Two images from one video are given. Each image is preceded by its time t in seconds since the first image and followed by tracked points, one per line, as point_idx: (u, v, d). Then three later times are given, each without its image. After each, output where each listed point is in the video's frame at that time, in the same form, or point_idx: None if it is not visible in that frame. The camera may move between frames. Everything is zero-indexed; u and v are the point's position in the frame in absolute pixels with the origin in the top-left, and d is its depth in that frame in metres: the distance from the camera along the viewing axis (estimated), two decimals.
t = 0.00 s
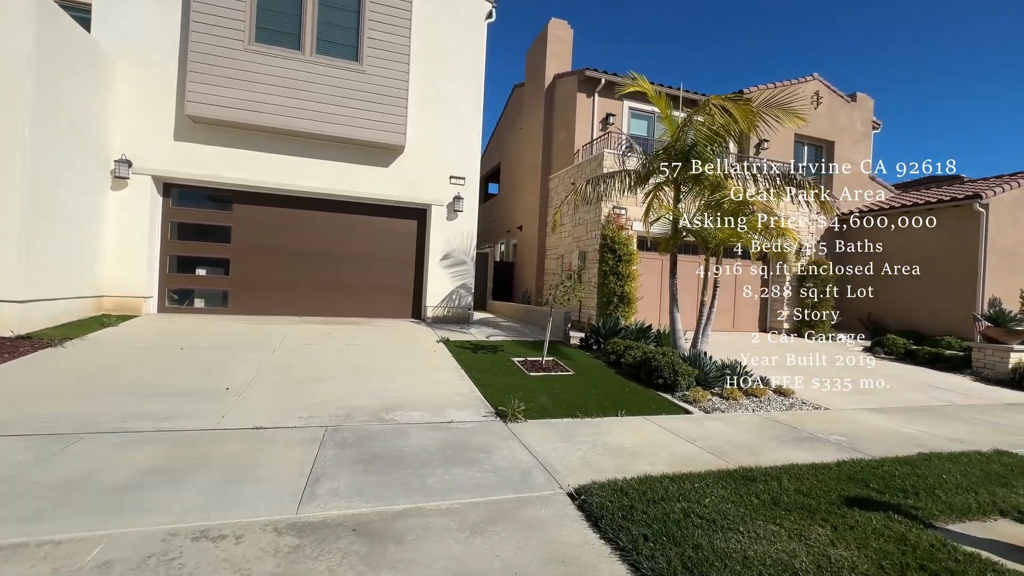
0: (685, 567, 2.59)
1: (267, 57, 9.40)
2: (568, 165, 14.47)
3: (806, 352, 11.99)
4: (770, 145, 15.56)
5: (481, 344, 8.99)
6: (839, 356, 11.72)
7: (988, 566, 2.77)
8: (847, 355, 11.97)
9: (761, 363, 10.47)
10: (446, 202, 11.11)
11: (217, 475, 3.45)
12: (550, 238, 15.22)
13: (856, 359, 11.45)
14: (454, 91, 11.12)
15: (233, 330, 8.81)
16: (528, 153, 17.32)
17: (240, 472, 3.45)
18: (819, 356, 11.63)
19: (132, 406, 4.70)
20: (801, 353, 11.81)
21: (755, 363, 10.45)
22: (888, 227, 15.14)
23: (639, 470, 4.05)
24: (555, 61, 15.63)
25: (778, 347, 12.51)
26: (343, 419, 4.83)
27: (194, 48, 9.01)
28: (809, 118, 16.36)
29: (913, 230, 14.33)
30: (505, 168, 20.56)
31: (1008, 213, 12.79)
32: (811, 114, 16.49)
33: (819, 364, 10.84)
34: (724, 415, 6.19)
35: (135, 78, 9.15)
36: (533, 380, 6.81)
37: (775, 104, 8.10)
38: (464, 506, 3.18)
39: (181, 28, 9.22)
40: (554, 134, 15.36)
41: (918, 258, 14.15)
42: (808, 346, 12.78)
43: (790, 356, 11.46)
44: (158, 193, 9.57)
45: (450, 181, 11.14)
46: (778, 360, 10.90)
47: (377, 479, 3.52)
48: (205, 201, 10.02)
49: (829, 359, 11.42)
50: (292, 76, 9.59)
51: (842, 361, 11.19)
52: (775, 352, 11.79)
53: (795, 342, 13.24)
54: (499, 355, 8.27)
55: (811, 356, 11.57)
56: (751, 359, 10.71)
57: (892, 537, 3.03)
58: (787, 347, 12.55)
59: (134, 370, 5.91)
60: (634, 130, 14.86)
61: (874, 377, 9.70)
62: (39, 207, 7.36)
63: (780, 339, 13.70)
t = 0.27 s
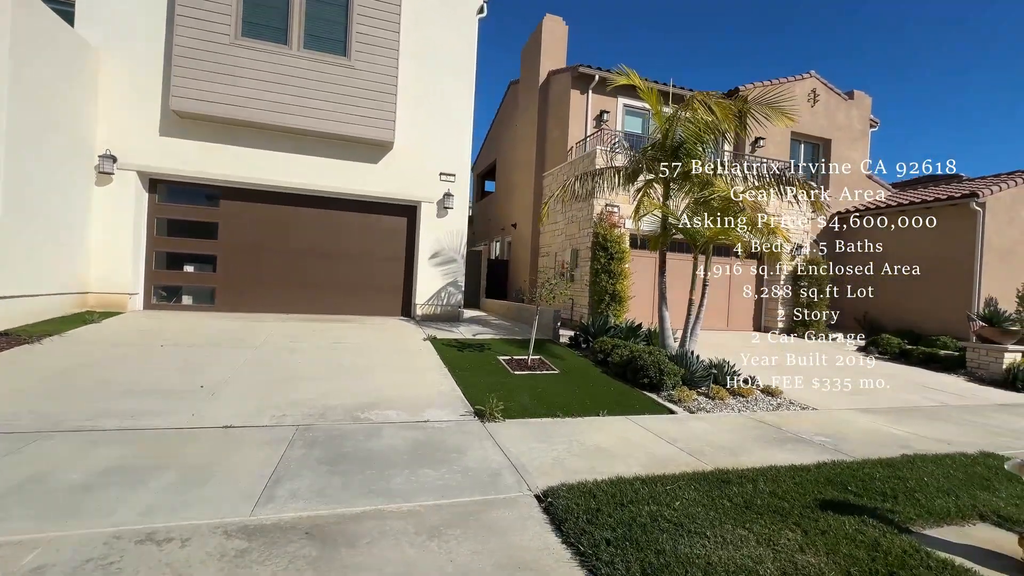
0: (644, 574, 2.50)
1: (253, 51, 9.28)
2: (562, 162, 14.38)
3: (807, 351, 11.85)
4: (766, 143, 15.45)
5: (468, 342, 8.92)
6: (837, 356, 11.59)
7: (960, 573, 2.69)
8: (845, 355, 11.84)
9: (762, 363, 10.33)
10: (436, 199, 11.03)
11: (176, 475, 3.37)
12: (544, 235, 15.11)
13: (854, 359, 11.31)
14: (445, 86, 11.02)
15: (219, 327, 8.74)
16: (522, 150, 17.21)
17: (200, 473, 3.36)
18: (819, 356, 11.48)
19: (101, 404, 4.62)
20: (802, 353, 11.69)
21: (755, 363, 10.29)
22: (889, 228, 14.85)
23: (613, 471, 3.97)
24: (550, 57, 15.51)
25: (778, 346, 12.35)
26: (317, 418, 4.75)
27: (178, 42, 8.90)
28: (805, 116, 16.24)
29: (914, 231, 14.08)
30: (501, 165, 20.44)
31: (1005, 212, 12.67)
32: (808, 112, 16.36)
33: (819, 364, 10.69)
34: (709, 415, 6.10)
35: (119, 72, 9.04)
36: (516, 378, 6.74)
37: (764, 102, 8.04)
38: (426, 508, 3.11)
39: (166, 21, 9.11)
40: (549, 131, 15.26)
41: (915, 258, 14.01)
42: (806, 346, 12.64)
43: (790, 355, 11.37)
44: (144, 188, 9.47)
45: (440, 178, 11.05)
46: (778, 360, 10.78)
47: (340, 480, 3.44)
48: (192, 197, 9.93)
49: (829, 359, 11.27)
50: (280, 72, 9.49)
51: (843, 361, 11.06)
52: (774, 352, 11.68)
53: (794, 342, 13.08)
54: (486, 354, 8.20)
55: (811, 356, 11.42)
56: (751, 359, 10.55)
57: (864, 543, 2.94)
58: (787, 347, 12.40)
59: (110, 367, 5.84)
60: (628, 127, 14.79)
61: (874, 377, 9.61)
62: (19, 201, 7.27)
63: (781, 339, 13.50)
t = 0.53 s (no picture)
0: (602, 573, 2.45)
1: (243, 46, 9.26)
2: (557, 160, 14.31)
3: (807, 351, 11.66)
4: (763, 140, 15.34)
5: (457, 339, 8.87)
6: (837, 355, 11.43)
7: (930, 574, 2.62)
8: (845, 355, 11.69)
9: (766, 363, 10.23)
10: (428, 196, 10.99)
11: (139, 470, 3.33)
12: (539, 233, 15.05)
13: (853, 359, 11.16)
14: (437, 83, 10.97)
15: (208, 323, 8.73)
16: (519, 148, 17.14)
17: (164, 468, 3.33)
18: (820, 356, 11.25)
19: (76, 398, 4.59)
20: (802, 353, 11.48)
21: (756, 363, 10.15)
22: (888, 228, 14.70)
23: (587, 468, 3.92)
24: (546, 54, 15.44)
25: (778, 346, 12.16)
26: (293, 413, 4.71)
27: (168, 37, 8.88)
28: (804, 114, 16.13)
29: (914, 231, 13.92)
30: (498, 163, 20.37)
31: (1004, 210, 12.52)
32: (807, 109, 16.23)
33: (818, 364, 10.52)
34: (695, 413, 6.03)
35: (108, 67, 9.01)
36: (502, 376, 6.69)
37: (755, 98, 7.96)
38: (389, 504, 3.06)
39: (156, 16, 9.08)
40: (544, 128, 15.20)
41: (913, 258, 13.88)
42: (806, 346, 12.48)
43: (791, 355, 11.20)
44: (134, 183, 9.45)
45: (433, 174, 11.01)
46: (777, 360, 10.64)
47: (306, 475, 3.40)
48: (183, 193, 9.91)
49: (829, 359, 11.10)
50: (270, 67, 9.46)
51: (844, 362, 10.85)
52: (774, 351, 11.50)
53: (795, 342, 12.91)
54: (474, 351, 8.15)
55: (812, 355, 11.22)
56: (751, 359, 10.45)
57: (834, 543, 2.88)
58: (787, 346, 12.21)
59: (91, 362, 5.81)
60: (624, 124, 14.72)
61: (874, 377, 9.49)
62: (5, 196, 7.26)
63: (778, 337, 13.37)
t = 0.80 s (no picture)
0: None
1: (234, 43, 9.23)
2: (553, 158, 14.24)
3: (807, 351, 11.48)
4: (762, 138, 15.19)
5: (448, 337, 8.81)
6: (837, 355, 11.27)
7: None
8: (844, 355, 11.53)
9: (765, 364, 10.04)
10: (421, 194, 10.94)
11: (104, 468, 3.29)
12: (536, 231, 14.96)
13: (852, 359, 11.01)
14: (431, 80, 10.90)
15: (198, 321, 8.70)
16: (516, 146, 17.05)
17: (129, 468, 3.28)
18: (820, 356, 11.04)
19: (52, 396, 4.56)
20: (803, 352, 11.28)
21: (755, 364, 10.00)
22: (888, 228, 14.56)
23: (563, 469, 3.85)
24: (543, 52, 15.36)
25: (777, 345, 11.99)
26: (271, 412, 4.66)
27: (158, 34, 8.87)
28: (804, 111, 15.97)
29: (914, 231, 13.77)
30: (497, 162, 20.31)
31: (1007, 208, 12.33)
32: (807, 107, 16.07)
33: (817, 364, 10.35)
34: (683, 413, 5.95)
35: (99, 65, 9.01)
36: (489, 374, 6.62)
37: (750, 93, 7.83)
38: (353, 505, 3.00)
39: (147, 13, 9.06)
40: (541, 126, 15.13)
41: (913, 258, 13.74)
42: (806, 345, 12.31)
43: (792, 355, 10.92)
44: (126, 181, 9.44)
45: (426, 172, 10.95)
46: (776, 360, 10.48)
47: (274, 475, 3.34)
48: (175, 191, 9.89)
49: (829, 359, 10.93)
50: (262, 64, 9.43)
51: (843, 361, 10.69)
52: (775, 351, 11.23)
53: (796, 341, 12.76)
54: (463, 349, 8.10)
55: (812, 355, 11.02)
56: (751, 359, 10.30)
57: (808, 547, 2.80)
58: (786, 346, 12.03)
59: (74, 359, 5.79)
60: (621, 122, 14.63)
61: (873, 377, 9.33)
62: None
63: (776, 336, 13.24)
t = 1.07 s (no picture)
0: None
1: (224, 41, 9.17)
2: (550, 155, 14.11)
3: (807, 351, 11.27)
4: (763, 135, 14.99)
5: (438, 336, 8.72)
6: (837, 355, 11.07)
7: None
8: (845, 355, 11.32)
9: (763, 364, 9.78)
10: (414, 192, 10.85)
11: (63, 470, 3.21)
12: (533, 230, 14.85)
13: (852, 359, 10.82)
14: (424, 77, 10.82)
15: (188, 320, 8.66)
16: (514, 144, 16.93)
17: (87, 470, 3.20)
18: (820, 356, 10.83)
19: (25, 396, 4.50)
20: (803, 353, 11.04)
21: (754, 363, 9.78)
22: (888, 227, 14.42)
23: (538, 471, 3.74)
24: (540, 49, 15.24)
25: (777, 345, 11.77)
26: (246, 412, 4.58)
27: (148, 32, 8.83)
28: (805, 108, 15.76)
29: (913, 231, 13.62)
30: (495, 160, 20.21)
31: (1012, 205, 12.08)
32: (808, 103, 15.84)
33: (817, 363, 10.14)
34: (671, 414, 5.82)
35: (89, 64, 8.97)
36: (475, 374, 6.51)
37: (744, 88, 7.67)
38: (312, 509, 2.91)
39: (137, 11, 9.02)
40: (538, 123, 15.00)
41: (914, 257, 13.55)
42: (807, 346, 12.10)
43: (792, 355, 10.64)
44: (117, 179, 9.41)
45: (419, 170, 10.86)
46: (779, 360, 10.13)
47: (237, 477, 3.26)
48: (166, 189, 9.86)
49: (828, 359, 10.72)
50: (252, 62, 9.38)
51: (843, 361, 10.49)
52: (776, 351, 10.97)
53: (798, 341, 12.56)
54: (453, 349, 8.01)
55: (812, 355, 10.81)
56: (749, 359, 10.04)
57: (782, 556, 2.68)
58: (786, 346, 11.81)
59: (53, 358, 5.74)
60: (619, 119, 14.47)
61: (873, 377, 9.11)
62: None
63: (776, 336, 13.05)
